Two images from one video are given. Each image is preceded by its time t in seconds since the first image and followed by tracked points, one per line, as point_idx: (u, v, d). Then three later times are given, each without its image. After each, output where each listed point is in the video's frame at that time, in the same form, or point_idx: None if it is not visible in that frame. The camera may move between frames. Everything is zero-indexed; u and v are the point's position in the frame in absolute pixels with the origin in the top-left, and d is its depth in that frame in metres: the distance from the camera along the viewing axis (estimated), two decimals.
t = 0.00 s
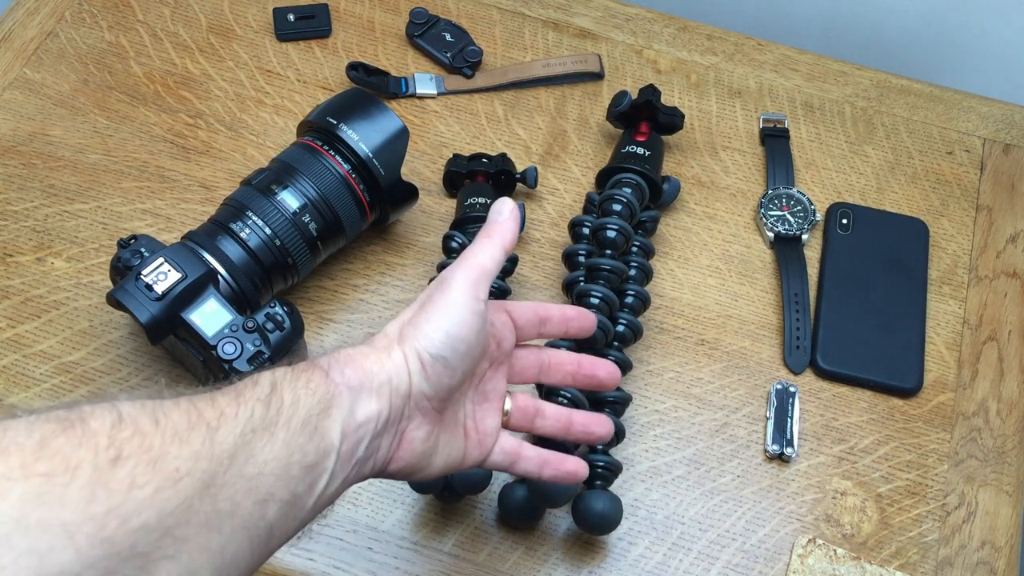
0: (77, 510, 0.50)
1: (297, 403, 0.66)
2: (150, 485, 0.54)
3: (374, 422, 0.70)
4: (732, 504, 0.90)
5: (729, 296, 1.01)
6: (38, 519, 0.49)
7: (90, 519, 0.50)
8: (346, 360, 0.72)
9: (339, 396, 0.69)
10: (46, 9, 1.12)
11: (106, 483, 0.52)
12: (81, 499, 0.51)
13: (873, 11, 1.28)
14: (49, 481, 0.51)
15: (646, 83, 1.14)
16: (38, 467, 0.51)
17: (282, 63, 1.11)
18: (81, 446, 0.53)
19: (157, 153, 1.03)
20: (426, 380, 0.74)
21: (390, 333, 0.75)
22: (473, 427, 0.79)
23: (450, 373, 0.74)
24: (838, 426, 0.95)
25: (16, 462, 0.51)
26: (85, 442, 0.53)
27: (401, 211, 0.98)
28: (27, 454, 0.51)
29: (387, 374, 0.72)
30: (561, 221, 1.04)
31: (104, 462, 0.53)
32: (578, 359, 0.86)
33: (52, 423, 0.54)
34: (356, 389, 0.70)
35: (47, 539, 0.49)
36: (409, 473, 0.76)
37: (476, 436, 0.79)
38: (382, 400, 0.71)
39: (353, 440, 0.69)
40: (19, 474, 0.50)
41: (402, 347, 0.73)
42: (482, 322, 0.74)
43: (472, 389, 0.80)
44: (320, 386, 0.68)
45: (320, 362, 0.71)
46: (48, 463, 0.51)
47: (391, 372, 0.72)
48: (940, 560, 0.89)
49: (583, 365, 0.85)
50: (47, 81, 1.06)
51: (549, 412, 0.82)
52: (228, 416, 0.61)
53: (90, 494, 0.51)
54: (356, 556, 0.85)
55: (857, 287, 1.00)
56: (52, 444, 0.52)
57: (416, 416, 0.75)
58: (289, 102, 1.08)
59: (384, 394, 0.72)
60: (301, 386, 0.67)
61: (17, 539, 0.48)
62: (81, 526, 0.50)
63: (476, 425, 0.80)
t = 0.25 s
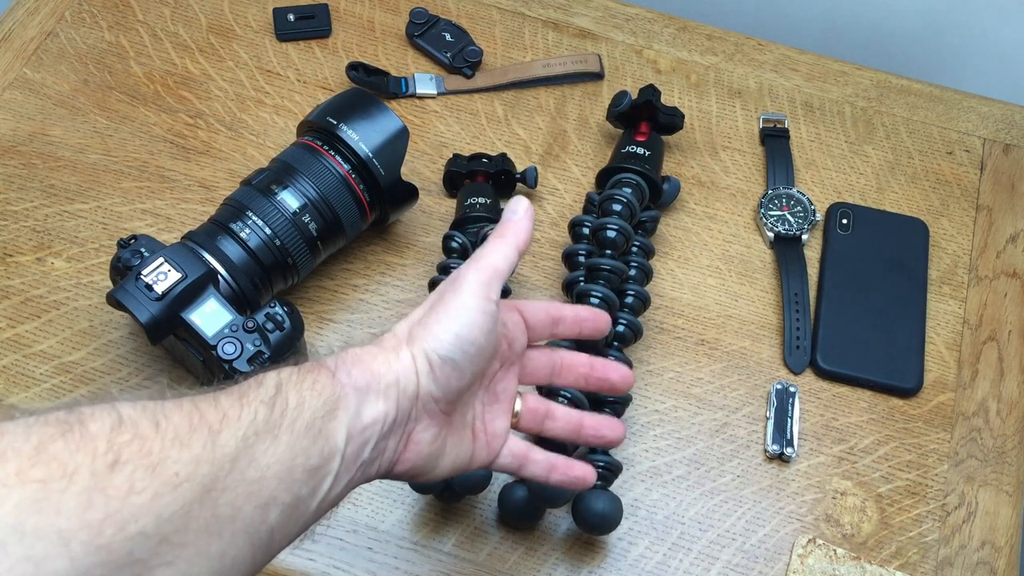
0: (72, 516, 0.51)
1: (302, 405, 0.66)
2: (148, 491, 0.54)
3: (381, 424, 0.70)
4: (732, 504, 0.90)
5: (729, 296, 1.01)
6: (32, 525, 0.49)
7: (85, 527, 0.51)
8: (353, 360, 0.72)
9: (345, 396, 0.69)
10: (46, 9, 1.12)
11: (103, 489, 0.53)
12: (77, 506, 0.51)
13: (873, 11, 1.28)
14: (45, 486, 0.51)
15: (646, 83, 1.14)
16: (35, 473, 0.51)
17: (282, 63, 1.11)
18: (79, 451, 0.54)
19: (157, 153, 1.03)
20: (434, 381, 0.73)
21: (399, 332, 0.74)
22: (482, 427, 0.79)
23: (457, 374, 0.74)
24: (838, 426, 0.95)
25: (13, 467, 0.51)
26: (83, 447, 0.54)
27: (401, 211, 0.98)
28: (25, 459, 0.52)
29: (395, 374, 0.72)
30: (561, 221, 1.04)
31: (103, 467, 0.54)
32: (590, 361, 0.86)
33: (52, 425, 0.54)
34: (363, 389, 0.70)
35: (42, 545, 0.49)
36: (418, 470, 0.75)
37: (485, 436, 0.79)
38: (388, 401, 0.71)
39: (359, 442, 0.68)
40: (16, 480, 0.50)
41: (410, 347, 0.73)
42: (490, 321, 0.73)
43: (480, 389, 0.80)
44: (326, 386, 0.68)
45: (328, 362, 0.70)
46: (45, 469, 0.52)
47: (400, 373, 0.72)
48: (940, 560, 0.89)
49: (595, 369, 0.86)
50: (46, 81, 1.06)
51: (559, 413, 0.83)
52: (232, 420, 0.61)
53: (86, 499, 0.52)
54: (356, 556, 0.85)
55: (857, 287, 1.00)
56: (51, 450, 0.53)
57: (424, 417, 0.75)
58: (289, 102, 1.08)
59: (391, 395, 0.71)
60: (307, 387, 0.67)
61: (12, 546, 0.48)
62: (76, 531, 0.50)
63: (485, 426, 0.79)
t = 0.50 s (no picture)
0: (54, 564, 0.47)
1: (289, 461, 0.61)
2: (130, 542, 0.50)
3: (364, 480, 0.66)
4: (732, 504, 0.90)
5: (729, 296, 1.01)
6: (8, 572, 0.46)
7: None
8: (354, 407, 0.66)
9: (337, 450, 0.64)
10: (46, 9, 1.12)
11: (86, 539, 0.49)
12: (57, 553, 0.48)
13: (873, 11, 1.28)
14: (29, 531, 0.48)
15: (646, 83, 1.14)
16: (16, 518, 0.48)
17: (282, 63, 1.11)
18: (66, 494, 0.50)
19: (158, 153, 1.03)
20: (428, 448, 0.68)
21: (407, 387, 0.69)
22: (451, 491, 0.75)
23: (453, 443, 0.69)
24: (838, 426, 0.95)
25: None
26: (72, 491, 0.51)
27: (401, 211, 0.98)
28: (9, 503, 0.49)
29: (389, 437, 0.66)
30: (561, 221, 1.04)
31: (85, 514, 0.50)
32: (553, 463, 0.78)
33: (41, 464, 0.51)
34: (355, 444, 0.65)
35: None
36: (387, 521, 0.73)
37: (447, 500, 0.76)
38: (377, 461, 0.66)
39: (338, 495, 0.65)
40: None
41: (412, 406, 0.67)
42: (495, 407, 0.68)
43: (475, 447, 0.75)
44: (320, 438, 0.63)
45: (324, 407, 0.65)
46: (28, 513, 0.48)
47: (398, 432, 0.66)
48: (940, 560, 0.89)
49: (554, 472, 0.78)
50: (47, 81, 1.06)
51: (507, 500, 0.80)
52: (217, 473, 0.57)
53: (66, 547, 0.48)
54: (356, 556, 0.85)
55: (857, 287, 1.00)
56: (36, 493, 0.50)
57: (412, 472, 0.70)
58: (289, 103, 1.08)
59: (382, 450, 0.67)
60: (297, 441, 0.62)
61: None
62: None
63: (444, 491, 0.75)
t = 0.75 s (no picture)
0: (52, 516, 0.43)
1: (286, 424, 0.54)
2: (129, 492, 0.46)
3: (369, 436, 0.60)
4: (732, 504, 0.90)
5: (729, 296, 1.01)
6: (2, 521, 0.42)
7: (56, 523, 0.43)
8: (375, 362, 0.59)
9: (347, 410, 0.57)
10: (46, 9, 1.12)
11: (82, 488, 0.44)
12: (51, 499, 0.43)
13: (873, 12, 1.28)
14: (24, 479, 0.43)
15: (646, 83, 1.14)
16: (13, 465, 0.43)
17: (282, 63, 1.11)
18: (66, 441, 0.45)
19: (158, 153, 1.03)
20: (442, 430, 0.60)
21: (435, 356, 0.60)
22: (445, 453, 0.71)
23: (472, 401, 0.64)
24: (838, 426, 0.95)
25: None
26: (71, 436, 0.46)
27: (401, 210, 0.98)
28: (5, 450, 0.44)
29: (403, 405, 0.58)
30: (561, 221, 1.04)
31: (81, 466, 0.45)
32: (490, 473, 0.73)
33: (38, 408, 0.46)
34: (368, 403, 0.58)
35: (11, 546, 0.42)
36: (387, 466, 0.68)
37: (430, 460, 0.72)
38: (388, 419, 0.59)
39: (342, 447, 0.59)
40: None
41: (432, 378, 0.59)
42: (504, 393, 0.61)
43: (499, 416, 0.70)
44: (332, 395, 0.57)
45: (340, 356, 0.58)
46: (25, 458, 0.44)
47: (413, 402, 0.59)
48: (940, 560, 0.89)
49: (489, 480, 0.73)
50: (47, 81, 1.06)
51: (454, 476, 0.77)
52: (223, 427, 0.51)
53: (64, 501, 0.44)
54: (356, 556, 0.85)
55: (857, 287, 1.00)
56: (33, 440, 0.45)
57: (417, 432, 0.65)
58: (289, 102, 1.08)
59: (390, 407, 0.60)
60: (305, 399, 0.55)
61: None
62: (51, 531, 0.43)
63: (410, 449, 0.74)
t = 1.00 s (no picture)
0: (91, 394, 0.46)
1: (344, 301, 0.61)
2: (170, 369, 0.49)
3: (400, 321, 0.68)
4: (732, 504, 0.90)
5: (729, 296, 1.01)
6: (43, 401, 0.45)
7: (97, 403, 0.47)
8: (415, 247, 0.67)
9: (388, 293, 0.65)
10: (46, 9, 1.12)
11: (123, 366, 0.48)
12: (92, 380, 0.47)
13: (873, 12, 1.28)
14: (62, 358, 0.46)
15: (646, 83, 1.14)
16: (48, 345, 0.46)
17: (282, 63, 1.11)
18: (103, 319, 0.48)
19: (158, 153, 1.03)
20: (473, 313, 0.70)
21: (469, 240, 0.69)
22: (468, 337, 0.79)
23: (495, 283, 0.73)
24: (838, 426, 0.95)
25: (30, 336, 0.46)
26: (110, 314, 0.49)
27: (400, 211, 0.98)
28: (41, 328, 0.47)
29: (441, 289, 0.67)
30: (562, 221, 1.04)
31: (121, 344, 0.48)
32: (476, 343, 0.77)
33: (77, 287, 0.50)
34: (406, 289, 0.66)
35: (52, 422, 0.45)
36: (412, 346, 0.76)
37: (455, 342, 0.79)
38: (419, 306, 0.68)
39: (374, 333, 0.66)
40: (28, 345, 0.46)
41: (468, 262, 0.68)
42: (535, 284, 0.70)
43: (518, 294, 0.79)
44: (374, 278, 0.64)
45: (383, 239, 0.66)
46: (63, 338, 0.47)
47: (449, 284, 0.68)
48: (940, 560, 0.89)
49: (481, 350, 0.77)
50: (47, 81, 1.06)
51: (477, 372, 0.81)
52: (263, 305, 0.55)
53: (101, 378, 0.47)
54: (356, 556, 0.85)
55: (857, 288, 1.00)
56: (71, 318, 0.48)
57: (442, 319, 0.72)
58: (289, 102, 1.08)
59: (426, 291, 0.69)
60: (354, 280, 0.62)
61: (19, 419, 0.44)
62: (91, 409, 0.46)
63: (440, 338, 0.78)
